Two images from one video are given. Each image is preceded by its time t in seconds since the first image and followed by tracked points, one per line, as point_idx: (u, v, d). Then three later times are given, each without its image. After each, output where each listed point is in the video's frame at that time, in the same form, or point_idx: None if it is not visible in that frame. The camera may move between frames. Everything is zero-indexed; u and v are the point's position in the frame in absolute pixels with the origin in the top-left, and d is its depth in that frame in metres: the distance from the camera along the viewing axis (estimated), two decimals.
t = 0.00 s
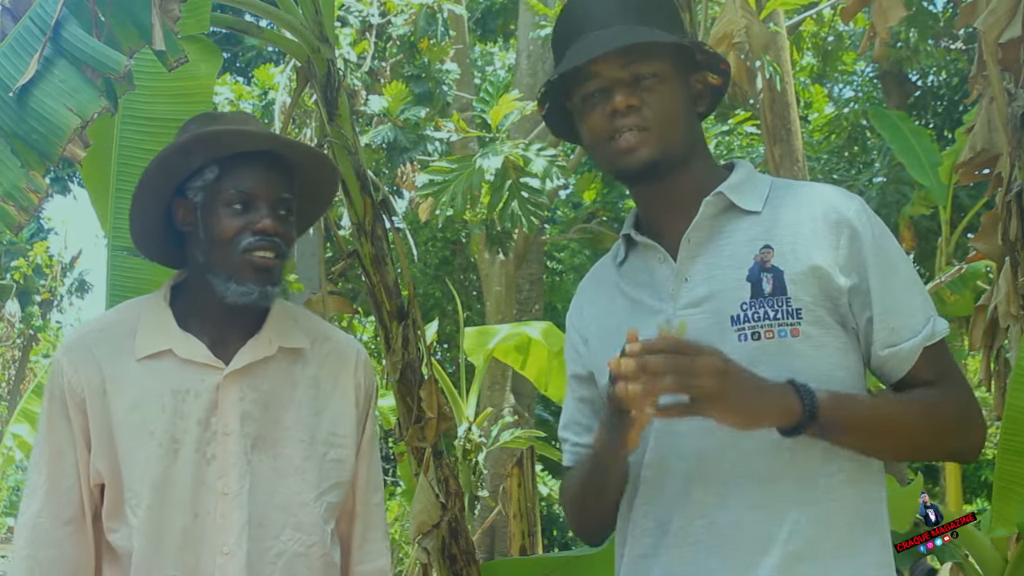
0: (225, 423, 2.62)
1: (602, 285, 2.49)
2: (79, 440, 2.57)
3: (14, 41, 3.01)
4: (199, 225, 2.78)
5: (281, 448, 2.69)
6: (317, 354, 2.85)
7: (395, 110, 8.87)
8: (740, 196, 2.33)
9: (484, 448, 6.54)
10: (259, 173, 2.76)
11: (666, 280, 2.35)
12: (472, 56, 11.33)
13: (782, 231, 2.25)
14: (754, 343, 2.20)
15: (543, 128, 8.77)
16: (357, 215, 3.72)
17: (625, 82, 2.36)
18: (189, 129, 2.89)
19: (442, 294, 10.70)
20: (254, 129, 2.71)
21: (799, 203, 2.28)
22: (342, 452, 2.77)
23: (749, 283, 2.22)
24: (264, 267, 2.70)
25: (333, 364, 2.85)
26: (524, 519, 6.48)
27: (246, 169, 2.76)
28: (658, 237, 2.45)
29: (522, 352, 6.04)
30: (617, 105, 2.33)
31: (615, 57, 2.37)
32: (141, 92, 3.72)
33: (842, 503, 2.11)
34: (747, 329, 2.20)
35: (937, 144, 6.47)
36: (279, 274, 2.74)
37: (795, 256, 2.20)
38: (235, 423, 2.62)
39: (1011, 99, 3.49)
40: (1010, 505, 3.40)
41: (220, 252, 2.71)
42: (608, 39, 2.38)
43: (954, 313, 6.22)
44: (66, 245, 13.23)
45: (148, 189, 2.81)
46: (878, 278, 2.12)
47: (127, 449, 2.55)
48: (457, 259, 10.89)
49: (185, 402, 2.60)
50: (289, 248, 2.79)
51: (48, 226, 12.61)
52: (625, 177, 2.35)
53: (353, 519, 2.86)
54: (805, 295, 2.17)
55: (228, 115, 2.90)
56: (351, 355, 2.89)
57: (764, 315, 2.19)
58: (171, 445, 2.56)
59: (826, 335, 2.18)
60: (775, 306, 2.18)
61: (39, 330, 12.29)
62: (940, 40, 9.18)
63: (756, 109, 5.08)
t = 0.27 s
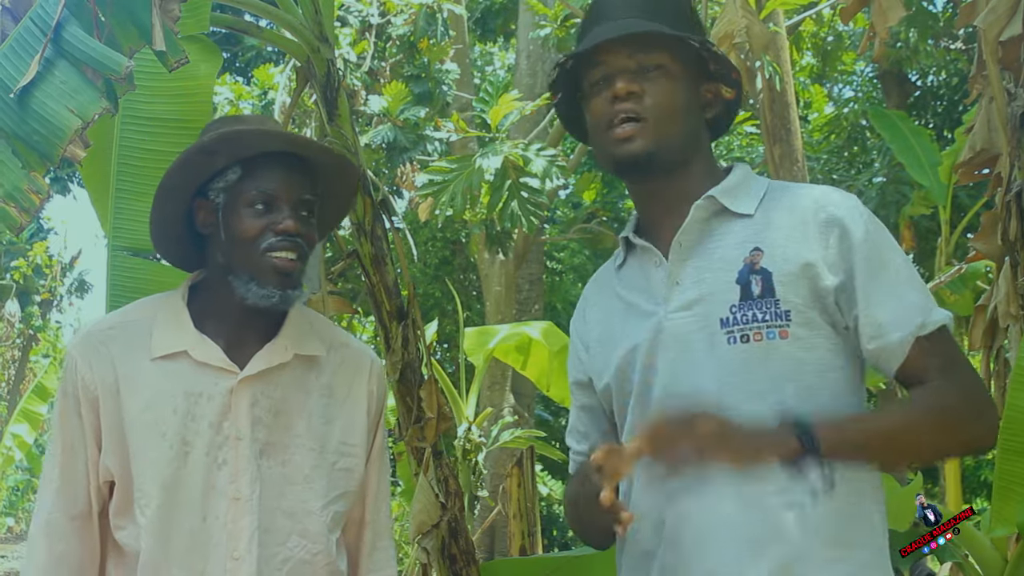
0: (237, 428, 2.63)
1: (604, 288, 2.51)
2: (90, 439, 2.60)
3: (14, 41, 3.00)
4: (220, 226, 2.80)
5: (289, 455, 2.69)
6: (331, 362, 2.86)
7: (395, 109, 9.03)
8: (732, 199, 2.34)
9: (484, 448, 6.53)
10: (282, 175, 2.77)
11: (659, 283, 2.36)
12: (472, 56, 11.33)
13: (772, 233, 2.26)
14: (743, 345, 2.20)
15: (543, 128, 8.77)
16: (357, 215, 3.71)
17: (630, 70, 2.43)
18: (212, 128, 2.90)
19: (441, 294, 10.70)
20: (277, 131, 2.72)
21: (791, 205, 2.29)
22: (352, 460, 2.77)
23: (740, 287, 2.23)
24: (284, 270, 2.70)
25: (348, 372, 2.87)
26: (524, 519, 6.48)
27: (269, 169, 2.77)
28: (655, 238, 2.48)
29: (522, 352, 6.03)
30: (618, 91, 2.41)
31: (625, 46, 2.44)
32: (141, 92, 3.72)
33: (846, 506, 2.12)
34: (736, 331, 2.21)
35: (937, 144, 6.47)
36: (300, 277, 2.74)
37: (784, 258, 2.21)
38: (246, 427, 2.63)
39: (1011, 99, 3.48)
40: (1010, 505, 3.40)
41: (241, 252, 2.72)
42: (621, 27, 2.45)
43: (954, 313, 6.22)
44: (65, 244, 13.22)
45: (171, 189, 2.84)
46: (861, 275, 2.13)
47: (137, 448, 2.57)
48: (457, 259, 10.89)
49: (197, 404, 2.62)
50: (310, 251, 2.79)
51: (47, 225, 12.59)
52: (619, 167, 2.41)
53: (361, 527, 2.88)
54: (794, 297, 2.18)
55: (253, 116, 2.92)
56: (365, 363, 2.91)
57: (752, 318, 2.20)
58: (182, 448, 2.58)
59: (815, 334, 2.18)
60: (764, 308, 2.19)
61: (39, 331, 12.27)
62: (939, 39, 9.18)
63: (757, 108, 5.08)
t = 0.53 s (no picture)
0: (243, 430, 2.62)
1: (619, 293, 2.50)
2: (97, 437, 2.60)
3: (13, 41, 3.00)
4: (229, 228, 2.81)
5: (295, 458, 2.69)
6: (338, 365, 2.87)
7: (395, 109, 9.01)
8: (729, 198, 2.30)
9: (483, 448, 6.54)
10: (291, 177, 2.77)
11: (659, 281, 2.36)
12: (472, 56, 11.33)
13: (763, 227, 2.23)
14: (729, 338, 2.17)
15: (542, 128, 8.77)
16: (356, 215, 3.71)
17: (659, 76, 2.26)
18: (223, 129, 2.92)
19: (440, 294, 10.70)
20: (288, 134, 2.72)
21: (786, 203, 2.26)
22: (358, 463, 2.78)
23: (727, 280, 2.20)
24: (296, 271, 2.70)
25: (353, 375, 2.88)
26: (524, 519, 6.48)
27: (278, 172, 2.77)
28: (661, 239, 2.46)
29: (522, 352, 6.03)
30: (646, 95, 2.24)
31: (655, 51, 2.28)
32: (138, 91, 3.72)
33: (840, 502, 2.09)
34: (723, 324, 2.18)
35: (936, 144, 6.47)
36: (309, 279, 2.74)
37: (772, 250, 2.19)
38: (253, 429, 2.62)
39: (1010, 99, 3.49)
40: (1010, 505, 3.39)
41: (250, 254, 2.72)
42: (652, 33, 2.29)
43: (954, 313, 6.22)
44: (65, 245, 13.20)
45: (180, 191, 2.86)
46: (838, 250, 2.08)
47: (143, 448, 2.56)
48: (456, 260, 10.89)
49: (204, 406, 2.61)
50: (320, 254, 2.80)
51: (47, 225, 12.58)
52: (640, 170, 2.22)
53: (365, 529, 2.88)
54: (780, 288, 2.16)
55: (261, 117, 2.92)
56: (372, 367, 2.93)
57: (739, 310, 2.17)
58: (188, 449, 2.57)
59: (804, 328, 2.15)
60: (750, 301, 2.17)
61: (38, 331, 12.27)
62: (938, 40, 9.18)
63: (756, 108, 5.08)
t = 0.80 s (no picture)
0: (242, 434, 2.62)
1: (621, 297, 2.51)
2: (98, 440, 2.61)
3: (12, 41, 3.01)
4: (227, 231, 2.80)
5: (294, 461, 2.68)
6: (337, 367, 2.86)
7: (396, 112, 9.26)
8: (733, 202, 2.29)
9: (483, 450, 6.53)
10: (289, 181, 2.77)
11: (658, 284, 2.36)
12: (471, 58, 11.33)
13: (761, 229, 2.23)
14: (727, 337, 2.18)
15: (542, 130, 8.77)
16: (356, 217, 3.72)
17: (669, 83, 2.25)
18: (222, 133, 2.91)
19: (440, 296, 10.70)
20: (289, 140, 2.72)
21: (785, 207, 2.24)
22: (358, 465, 2.78)
23: (726, 280, 2.21)
24: (295, 273, 2.70)
25: (353, 377, 2.87)
26: (524, 521, 6.47)
27: (278, 176, 2.77)
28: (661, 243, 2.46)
29: (522, 354, 6.03)
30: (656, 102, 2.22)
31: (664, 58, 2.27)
32: (138, 92, 3.73)
33: (838, 505, 2.08)
34: (721, 324, 2.19)
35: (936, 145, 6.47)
36: (308, 282, 2.75)
37: (769, 253, 2.18)
38: (252, 432, 2.63)
39: (1010, 100, 3.50)
40: (1010, 507, 3.38)
41: (250, 258, 2.72)
42: (656, 44, 2.32)
43: (953, 314, 6.22)
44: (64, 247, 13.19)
45: (177, 196, 2.84)
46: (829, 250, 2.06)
47: (143, 452, 2.57)
48: (456, 262, 10.89)
49: (203, 409, 2.62)
50: (320, 256, 2.80)
51: (46, 228, 12.58)
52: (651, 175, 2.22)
53: (365, 531, 2.88)
54: (777, 289, 2.15)
55: (258, 120, 2.91)
56: (371, 368, 2.92)
57: (737, 309, 2.18)
58: (187, 452, 2.58)
59: (799, 329, 2.15)
60: (748, 302, 2.17)
61: (37, 333, 12.25)
62: (938, 41, 9.18)
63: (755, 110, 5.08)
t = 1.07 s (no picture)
0: (238, 438, 2.64)
1: (610, 292, 2.37)
2: (93, 446, 2.63)
3: (12, 44, 3.01)
4: (222, 236, 2.79)
5: (291, 463, 2.70)
6: (331, 369, 2.85)
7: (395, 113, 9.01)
8: (738, 207, 2.23)
9: (483, 452, 6.53)
10: (285, 183, 2.77)
11: (664, 287, 2.24)
12: (470, 60, 11.33)
13: (776, 242, 2.14)
14: (746, 348, 2.07)
15: (541, 131, 8.77)
16: (356, 218, 3.72)
17: (657, 83, 2.24)
18: (214, 135, 2.89)
19: (440, 298, 10.71)
20: (287, 143, 2.72)
21: (798, 216, 2.15)
22: (355, 467, 2.79)
23: (743, 289, 2.11)
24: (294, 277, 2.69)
25: (348, 378, 2.87)
26: (524, 523, 6.47)
27: (274, 178, 2.77)
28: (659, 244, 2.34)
29: (521, 356, 6.03)
30: (646, 102, 2.22)
31: (652, 56, 2.26)
32: (140, 94, 3.73)
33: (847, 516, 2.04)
34: (739, 334, 2.09)
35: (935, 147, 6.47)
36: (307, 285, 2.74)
37: (785, 261, 2.09)
38: (248, 436, 2.64)
39: (1009, 101, 3.51)
40: (1010, 508, 3.38)
41: (246, 263, 2.72)
42: (650, 37, 2.27)
43: (953, 316, 6.22)
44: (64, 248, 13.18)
45: (168, 205, 2.81)
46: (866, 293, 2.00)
47: (138, 457, 2.59)
48: (456, 263, 10.89)
49: (198, 414, 2.63)
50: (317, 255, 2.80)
51: (46, 229, 12.57)
52: (643, 180, 2.23)
53: (362, 532, 2.89)
54: (798, 303, 2.05)
55: (248, 122, 2.91)
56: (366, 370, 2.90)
57: (756, 320, 2.07)
58: (184, 457, 2.60)
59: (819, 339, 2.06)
60: (767, 311, 2.07)
61: (37, 336, 12.24)
62: (938, 43, 9.18)
63: (756, 112, 5.08)
